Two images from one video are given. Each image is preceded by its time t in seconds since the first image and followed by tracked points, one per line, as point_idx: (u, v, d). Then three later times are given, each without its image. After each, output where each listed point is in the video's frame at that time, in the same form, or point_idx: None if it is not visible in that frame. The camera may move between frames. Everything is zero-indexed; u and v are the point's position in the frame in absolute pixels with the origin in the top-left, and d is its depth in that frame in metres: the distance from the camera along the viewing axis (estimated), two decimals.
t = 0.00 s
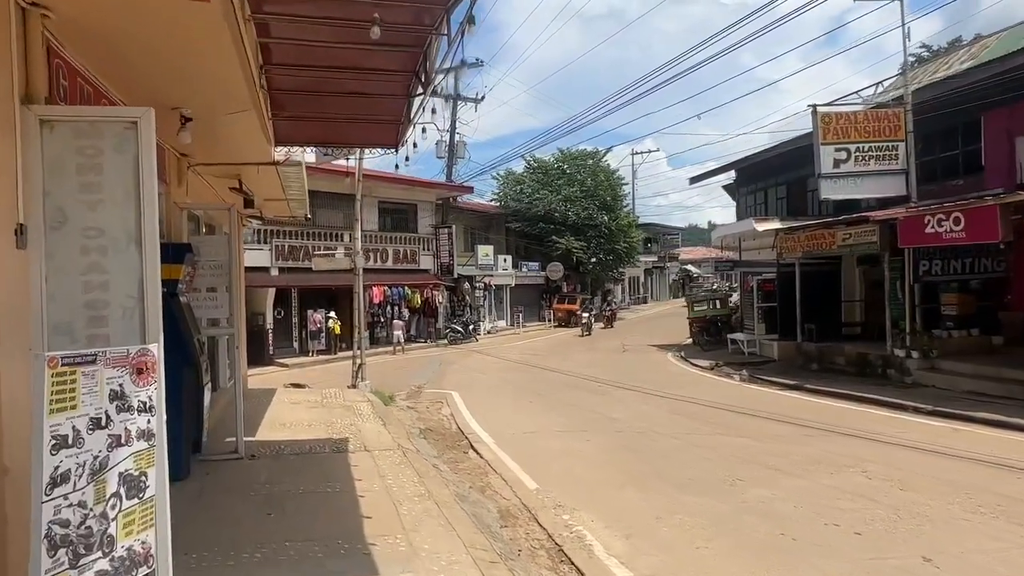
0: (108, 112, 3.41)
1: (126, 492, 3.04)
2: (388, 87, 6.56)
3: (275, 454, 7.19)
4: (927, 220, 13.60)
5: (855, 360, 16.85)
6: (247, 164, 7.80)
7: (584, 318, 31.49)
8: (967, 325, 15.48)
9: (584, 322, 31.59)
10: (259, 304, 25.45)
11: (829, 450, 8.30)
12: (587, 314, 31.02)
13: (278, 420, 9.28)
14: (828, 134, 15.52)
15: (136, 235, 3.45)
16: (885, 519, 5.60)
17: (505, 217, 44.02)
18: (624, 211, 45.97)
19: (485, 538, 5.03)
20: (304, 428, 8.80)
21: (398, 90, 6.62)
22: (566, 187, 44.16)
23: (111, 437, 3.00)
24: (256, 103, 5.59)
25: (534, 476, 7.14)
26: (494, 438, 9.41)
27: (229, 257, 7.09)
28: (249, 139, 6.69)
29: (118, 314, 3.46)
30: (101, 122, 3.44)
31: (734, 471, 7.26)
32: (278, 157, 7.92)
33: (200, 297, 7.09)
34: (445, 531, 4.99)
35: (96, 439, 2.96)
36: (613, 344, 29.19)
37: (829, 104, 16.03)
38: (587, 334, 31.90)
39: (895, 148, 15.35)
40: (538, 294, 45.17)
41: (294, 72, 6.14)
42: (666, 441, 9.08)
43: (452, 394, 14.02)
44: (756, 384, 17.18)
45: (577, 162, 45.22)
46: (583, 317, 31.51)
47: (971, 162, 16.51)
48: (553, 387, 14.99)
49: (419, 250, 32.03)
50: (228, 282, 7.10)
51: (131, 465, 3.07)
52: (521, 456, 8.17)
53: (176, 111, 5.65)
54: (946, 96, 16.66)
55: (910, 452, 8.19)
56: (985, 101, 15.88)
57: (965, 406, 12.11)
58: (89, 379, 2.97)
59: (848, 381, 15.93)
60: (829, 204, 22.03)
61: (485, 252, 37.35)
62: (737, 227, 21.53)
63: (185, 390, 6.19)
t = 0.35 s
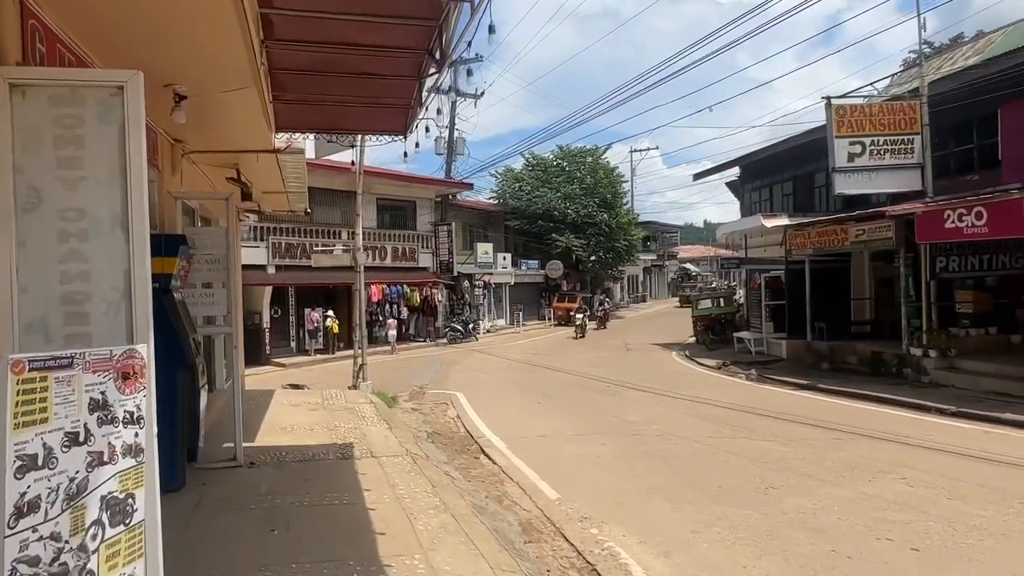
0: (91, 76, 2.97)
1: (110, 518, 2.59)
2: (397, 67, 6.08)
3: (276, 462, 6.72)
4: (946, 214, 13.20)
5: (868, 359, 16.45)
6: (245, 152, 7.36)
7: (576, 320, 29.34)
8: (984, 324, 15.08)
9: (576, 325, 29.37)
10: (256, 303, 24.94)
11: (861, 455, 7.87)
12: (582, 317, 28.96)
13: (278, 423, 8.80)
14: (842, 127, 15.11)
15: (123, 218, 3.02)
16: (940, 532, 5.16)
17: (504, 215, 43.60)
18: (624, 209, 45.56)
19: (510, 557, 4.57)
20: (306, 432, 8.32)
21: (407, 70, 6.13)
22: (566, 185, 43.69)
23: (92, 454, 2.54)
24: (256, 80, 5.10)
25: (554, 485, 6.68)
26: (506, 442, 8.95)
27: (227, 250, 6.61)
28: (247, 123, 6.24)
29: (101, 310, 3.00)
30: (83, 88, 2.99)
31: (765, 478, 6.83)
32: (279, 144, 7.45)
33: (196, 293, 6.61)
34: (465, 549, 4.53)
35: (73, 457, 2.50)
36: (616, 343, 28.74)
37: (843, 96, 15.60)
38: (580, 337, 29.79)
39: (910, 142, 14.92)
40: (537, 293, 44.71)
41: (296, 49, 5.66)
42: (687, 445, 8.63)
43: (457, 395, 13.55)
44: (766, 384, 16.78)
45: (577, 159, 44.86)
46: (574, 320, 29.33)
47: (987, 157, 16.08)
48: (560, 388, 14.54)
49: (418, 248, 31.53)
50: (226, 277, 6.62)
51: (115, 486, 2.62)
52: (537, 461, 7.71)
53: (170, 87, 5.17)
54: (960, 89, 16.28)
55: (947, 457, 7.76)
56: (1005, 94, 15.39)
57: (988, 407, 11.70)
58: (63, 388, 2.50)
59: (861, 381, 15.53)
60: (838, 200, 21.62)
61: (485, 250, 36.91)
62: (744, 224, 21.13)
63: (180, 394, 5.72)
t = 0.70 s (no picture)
0: (75, 30, 2.53)
1: (98, 556, 2.19)
2: (413, 45, 5.60)
3: (284, 470, 6.26)
4: (973, 208, 12.79)
5: (886, 358, 16.01)
6: (249, 139, 6.93)
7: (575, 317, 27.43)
8: (1007, 322, 14.66)
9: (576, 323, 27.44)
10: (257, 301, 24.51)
11: (901, 460, 7.43)
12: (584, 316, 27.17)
13: (282, 427, 8.35)
14: (862, 119, 14.65)
15: (114, 196, 2.58)
16: (1012, 550, 4.73)
17: (507, 212, 43.16)
18: (628, 206, 45.12)
19: None
20: (312, 437, 7.85)
21: (424, 49, 5.65)
22: (569, 181, 43.20)
23: (75, 480, 2.12)
24: (264, 56, 4.64)
25: (580, 494, 6.24)
26: (523, 446, 8.51)
27: (231, 243, 6.17)
28: (252, 104, 5.81)
29: (90, 304, 2.57)
30: (66, 43, 2.55)
31: (806, 487, 6.39)
32: (285, 129, 6.99)
33: (197, 289, 6.17)
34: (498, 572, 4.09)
35: (55, 485, 2.06)
36: (622, 342, 28.30)
37: (863, 87, 15.12)
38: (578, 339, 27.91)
39: (933, 134, 14.41)
40: (540, 291, 44.21)
41: (306, 24, 5.18)
42: (715, 449, 8.19)
43: (466, 396, 13.11)
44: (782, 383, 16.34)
45: (580, 155, 44.44)
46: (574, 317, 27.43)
47: (1008, 150, 15.59)
48: (572, 389, 14.10)
49: (421, 245, 31.04)
50: (229, 271, 6.16)
51: (104, 517, 2.22)
52: (559, 467, 7.28)
53: (168, 61, 4.71)
54: (982, 80, 15.82)
55: (993, 462, 7.32)
56: None
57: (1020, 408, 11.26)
58: (39, 401, 2.05)
59: (881, 380, 15.09)
60: (852, 195, 21.25)
61: (488, 247, 36.47)
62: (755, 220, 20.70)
63: (181, 398, 5.27)
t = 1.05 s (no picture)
0: None
1: None
2: (423, 25, 5.08)
3: (285, 483, 5.80)
4: (999, 204, 12.32)
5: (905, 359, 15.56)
6: (247, 128, 6.49)
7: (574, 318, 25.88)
8: None
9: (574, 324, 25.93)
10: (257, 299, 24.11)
11: (941, 470, 6.98)
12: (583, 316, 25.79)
13: (283, 434, 7.92)
14: (882, 112, 14.18)
15: (80, 178, 2.16)
16: None
17: (510, 209, 42.73)
18: (632, 203, 44.63)
19: None
20: (315, 445, 7.41)
21: (436, 29, 5.12)
22: (573, 179, 42.73)
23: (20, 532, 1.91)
24: (262, 30, 4.18)
25: (604, 508, 5.82)
26: (537, 453, 8.07)
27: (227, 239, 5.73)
28: (249, 88, 5.38)
29: (47, 312, 2.13)
30: None
31: (846, 500, 5.95)
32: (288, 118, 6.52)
33: (191, 288, 5.73)
34: None
35: None
36: (627, 341, 27.88)
37: (882, 79, 14.67)
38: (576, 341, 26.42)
39: (954, 128, 13.96)
40: (543, 289, 43.79)
41: None
42: (740, 457, 7.75)
43: (474, 398, 12.68)
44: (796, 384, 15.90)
45: (584, 152, 44.01)
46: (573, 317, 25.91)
47: None
48: (582, 391, 13.66)
49: (424, 243, 30.59)
50: (226, 269, 5.73)
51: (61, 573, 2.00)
52: (577, 478, 6.85)
53: (157, 34, 4.27)
54: (1004, 72, 15.35)
55: None
56: None
57: None
58: None
59: (900, 381, 14.64)
60: (865, 191, 20.83)
61: (491, 245, 36.03)
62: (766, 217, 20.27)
63: (173, 407, 4.84)
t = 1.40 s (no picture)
0: None
1: None
2: None
3: (280, 499, 5.30)
4: None
5: (927, 359, 15.02)
6: (240, 112, 5.99)
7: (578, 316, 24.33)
8: None
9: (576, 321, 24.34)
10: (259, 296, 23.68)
11: (989, 481, 6.45)
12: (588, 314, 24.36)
13: (280, 440, 7.46)
14: (905, 102, 13.61)
15: None
16: None
17: (515, 206, 42.23)
18: (638, 199, 44.07)
19: None
20: (314, 453, 6.92)
21: None
22: (578, 175, 42.17)
23: None
24: None
25: (628, 525, 5.32)
26: (551, 460, 7.59)
27: (217, 231, 5.22)
28: (239, 64, 4.87)
29: None
30: None
31: (892, 516, 5.43)
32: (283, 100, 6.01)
33: (177, 285, 5.24)
34: None
35: None
36: (635, 339, 27.37)
37: (904, 68, 14.11)
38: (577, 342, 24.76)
39: (980, 118, 13.40)
40: (548, 286, 43.26)
41: None
42: (769, 466, 7.24)
43: (481, 400, 12.20)
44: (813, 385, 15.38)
45: (589, 148, 43.49)
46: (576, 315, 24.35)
47: None
48: (593, 391, 13.17)
49: (428, 239, 30.09)
50: (215, 263, 5.21)
51: None
52: (596, 490, 6.35)
53: None
54: None
55: None
56: None
57: None
58: None
59: (922, 382, 14.10)
60: (881, 185, 20.27)
61: (496, 242, 35.52)
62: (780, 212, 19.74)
63: (154, 416, 4.34)
